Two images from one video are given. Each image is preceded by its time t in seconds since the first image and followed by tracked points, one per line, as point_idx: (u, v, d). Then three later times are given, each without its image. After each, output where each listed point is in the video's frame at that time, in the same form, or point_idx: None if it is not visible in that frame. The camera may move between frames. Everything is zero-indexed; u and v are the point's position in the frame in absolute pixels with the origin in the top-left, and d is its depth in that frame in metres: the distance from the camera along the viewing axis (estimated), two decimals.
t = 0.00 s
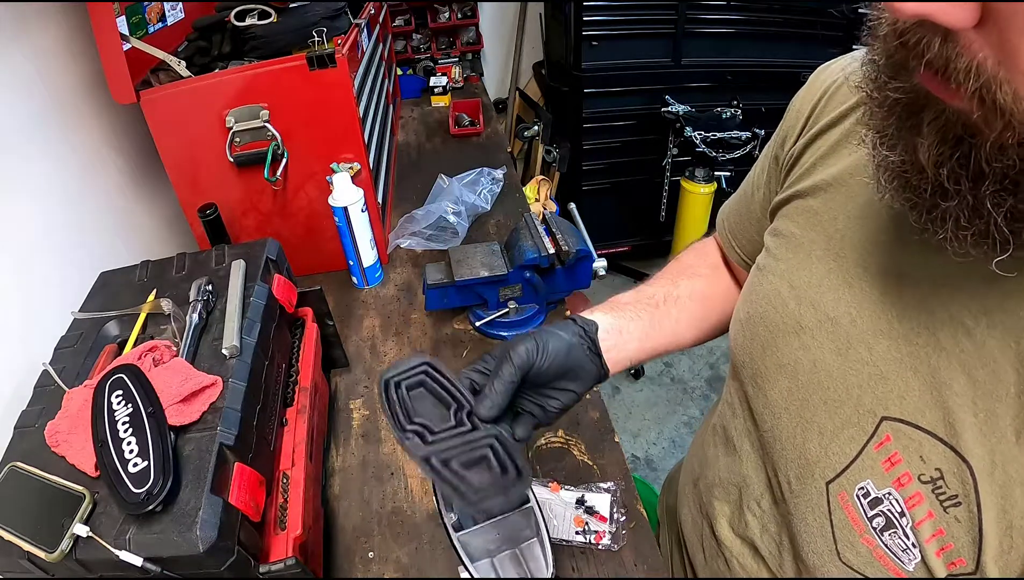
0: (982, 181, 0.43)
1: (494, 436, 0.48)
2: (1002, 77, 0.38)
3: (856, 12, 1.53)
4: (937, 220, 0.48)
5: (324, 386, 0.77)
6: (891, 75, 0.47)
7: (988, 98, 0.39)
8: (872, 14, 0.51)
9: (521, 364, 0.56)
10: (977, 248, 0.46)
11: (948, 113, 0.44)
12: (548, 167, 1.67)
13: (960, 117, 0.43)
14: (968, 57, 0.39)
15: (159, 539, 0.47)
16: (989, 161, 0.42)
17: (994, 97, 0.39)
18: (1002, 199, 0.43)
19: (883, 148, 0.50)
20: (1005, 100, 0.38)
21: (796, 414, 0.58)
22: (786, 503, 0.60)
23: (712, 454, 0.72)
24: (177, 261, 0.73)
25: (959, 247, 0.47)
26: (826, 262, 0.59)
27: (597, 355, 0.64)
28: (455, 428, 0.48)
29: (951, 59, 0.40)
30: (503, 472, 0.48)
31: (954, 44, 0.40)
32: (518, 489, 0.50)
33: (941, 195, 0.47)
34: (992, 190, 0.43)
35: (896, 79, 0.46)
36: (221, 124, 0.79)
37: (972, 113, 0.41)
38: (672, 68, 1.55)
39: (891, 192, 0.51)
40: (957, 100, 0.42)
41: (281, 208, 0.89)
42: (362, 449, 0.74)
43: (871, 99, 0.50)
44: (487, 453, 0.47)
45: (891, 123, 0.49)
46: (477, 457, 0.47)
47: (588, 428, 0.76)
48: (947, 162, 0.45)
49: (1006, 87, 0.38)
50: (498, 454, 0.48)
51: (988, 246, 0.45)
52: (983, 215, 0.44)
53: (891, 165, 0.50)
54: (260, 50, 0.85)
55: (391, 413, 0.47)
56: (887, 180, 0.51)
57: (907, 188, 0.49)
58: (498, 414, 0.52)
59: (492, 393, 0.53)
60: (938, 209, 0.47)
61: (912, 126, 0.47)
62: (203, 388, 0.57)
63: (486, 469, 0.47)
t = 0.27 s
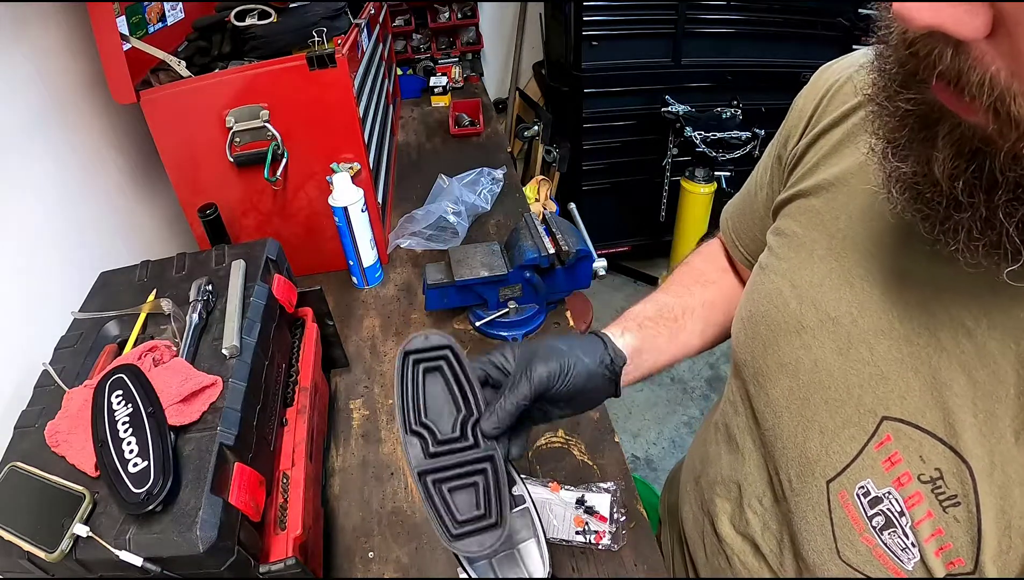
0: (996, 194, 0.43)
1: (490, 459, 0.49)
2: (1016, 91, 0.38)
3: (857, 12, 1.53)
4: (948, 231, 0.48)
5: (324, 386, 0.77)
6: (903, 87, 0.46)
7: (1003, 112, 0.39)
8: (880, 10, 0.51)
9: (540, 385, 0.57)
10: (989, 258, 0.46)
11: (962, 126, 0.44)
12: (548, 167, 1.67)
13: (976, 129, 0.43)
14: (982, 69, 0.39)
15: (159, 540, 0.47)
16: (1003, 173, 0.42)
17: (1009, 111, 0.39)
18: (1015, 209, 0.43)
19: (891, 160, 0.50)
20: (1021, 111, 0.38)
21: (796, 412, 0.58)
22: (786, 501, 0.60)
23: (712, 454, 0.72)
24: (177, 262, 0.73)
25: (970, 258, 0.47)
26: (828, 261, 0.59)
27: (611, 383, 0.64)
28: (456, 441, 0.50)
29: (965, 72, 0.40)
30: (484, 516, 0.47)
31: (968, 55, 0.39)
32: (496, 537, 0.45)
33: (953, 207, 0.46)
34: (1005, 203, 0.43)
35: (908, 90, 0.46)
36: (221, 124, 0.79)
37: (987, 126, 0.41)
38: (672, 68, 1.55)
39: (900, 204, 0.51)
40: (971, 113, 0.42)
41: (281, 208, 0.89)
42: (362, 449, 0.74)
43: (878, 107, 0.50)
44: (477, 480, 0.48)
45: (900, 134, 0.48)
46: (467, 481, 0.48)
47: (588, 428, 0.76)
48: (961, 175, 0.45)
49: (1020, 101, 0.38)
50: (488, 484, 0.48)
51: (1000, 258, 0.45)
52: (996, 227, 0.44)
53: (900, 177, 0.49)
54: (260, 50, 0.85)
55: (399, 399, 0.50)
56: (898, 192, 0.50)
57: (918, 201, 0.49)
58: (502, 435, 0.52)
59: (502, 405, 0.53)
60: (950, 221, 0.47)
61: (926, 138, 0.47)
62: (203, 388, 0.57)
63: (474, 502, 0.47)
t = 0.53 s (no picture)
0: (1002, 198, 0.43)
1: (499, 468, 0.50)
2: None
3: (856, 12, 1.53)
4: (954, 233, 0.48)
5: (324, 386, 0.77)
6: (907, 90, 0.46)
7: (1013, 118, 0.39)
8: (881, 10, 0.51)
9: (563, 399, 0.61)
10: (995, 262, 0.46)
11: (969, 128, 0.43)
12: (548, 167, 1.67)
13: (981, 132, 0.43)
14: (992, 79, 0.39)
15: (159, 539, 0.47)
16: (1009, 179, 0.42)
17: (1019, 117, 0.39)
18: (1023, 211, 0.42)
19: (896, 162, 0.50)
20: None
21: (799, 410, 0.58)
22: (788, 499, 0.60)
23: (714, 450, 0.72)
24: (177, 261, 0.73)
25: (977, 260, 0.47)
26: (832, 261, 0.59)
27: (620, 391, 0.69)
28: (470, 448, 0.50)
29: (975, 81, 0.40)
30: (492, 525, 0.47)
31: (978, 66, 0.40)
32: (500, 544, 0.46)
33: (958, 210, 0.46)
34: (1011, 208, 0.43)
35: (913, 94, 0.46)
36: (221, 123, 0.78)
37: (994, 133, 0.41)
38: (672, 68, 1.55)
39: (905, 206, 0.51)
40: (978, 117, 0.42)
41: (281, 208, 0.89)
42: (362, 449, 0.74)
43: (882, 110, 0.50)
44: (486, 489, 0.49)
45: (904, 138, 0.48)
46: (478, 490, 0.48)
47: (588, 428, 0.76)
48: (968, 178, 0.44)
49: None
50: (497, 491, 0.48)
51: (1006, 260, 0.45)
52: (1002, 231, 0.44)
53: (906, 179, 0.49)
54: (260, 50, 0.85)
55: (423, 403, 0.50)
56: (903, 195, 0.50)
57: (924, 203, 0.49)
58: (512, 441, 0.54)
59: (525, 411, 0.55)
60: (957, 224, 0.47)
61: (933, 140, 0.46)
62: (203, 388, 0.57)
63: (482, 509, 0.48)
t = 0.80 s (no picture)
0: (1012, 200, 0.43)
1: (482, 440, 0.52)
2: None
3: (856, 12, 1.53)
4: (964, 234, 0.47)
5: (324, 386, 0.77)
6: (916, 95, 0.47)
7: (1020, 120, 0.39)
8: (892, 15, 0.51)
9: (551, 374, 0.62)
10: (1004, 263, 0.45)
11: (977, 131, 0.44)
12: (548, 167, 1.67)
13: (989, 135, 0.43)
14: (1001, 81, 0.39)
15: (159, 540, 0.47)
16: (1017, 181, 0.42)
17: None
18: None
19: (905, 164, 0.50)
20: None
21: (802, 409, 0.58)
22: (790, 497, 0.60)
23: (717, 447, 0.72)
24: (177, 261, 0.73)
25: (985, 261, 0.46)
26: (836, 260, 0.59)
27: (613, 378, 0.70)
28: (452, 415, 0.52)
29: (984, 83, 0.40)
30: (473, 500, 0.48)
31: (987, 67, 0.40)
32: (483, 521, 0.47)
33: (968, 212, 0.46)
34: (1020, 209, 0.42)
35: (924, 98, 0.46)
36: (221, 123, 0.78)
37: (1002, 135, 0.41)
38: (672, 68, 1.55)
39: (914, 209, 0.50)
40: (984, 119, 0.42)
41: (281, 208, 0.89)
42: (362, 449, 0.74)
43: (891, 112, 0.50)
44: (468, 460, 0.50)
45: (914, 140, 0.48)
46: (460, 460, 0.50)
47: (587, 428, 0.76)
48: (976, 180, 0.44)
49: None
50: (479, 465, 0.50)
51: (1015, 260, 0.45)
52: (1010, 232, 0.43)
53: (915, 181, 0.49)
54: (261, 50, 0.85)
55: (406, 367, 0.52)
56: (912, 197, 0.50)
57: (932, 204, 0.49)
58: (497, 413, 0.56)
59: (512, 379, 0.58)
60: (965, 224, 0.47)
61: (942, 142, 0.47)
62: (203, 388, 0.57)
63: (463, 486, 0.49)
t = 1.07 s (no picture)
0: (1014, 199, 0.42)
1: (514, 478, 0.53)
2: None
3: (856, 12, 1.53)
4: (965, 233, 0.47)
5: (324, 386, 0.77)
6: (918, 95, 0.47)
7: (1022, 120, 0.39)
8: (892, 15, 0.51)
9: (557, 401, 0.62)
10: (1007, 261, 0.45)
11: (978, 130, 0.44)
12: (548, 167, 1.67)
13: (990, 135, 0.43)
14: (1003, 81, 0.39)
15: (159, 539, 0.48)
16: (1018, 180, 0.42)
17: None
18: None
19: (907, 163, 0.50)
20: None
21: (803, 406, 0.58)
22: (791, 494, 0.60)
23: (717, 445, 0.72)
24: (177, 261, 0.73)
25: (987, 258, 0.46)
26: (837, 257, 0.59)
27: (628, 392, 0.69)
28: (478, 465, 0.53)
29: (987, 84, 0.40)
30: (513, 536, 0.50)
31: (991, 69, 0.40)
32: (529, 555, 0.49)
33: (969, 211, 0.46)
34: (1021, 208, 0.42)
35: (924, 99, 0.46)
36: (221, 123, 0.79)
37: (1004, 134, 0.41)
38: (672, 68, 1.55)
39: (916, 207, 0.50)
40: (987, 120, 0.42)
41: (281, 208, 0.89)
42: (362, 449, 0.74)
43: (892, 111, 0.50)
44: (503, 501, 0.52)
45: (915, 140, 0.48)
46: (494, 503, 0.51)
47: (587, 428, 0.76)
48: (977, 178, 0.44)
49: None
50: (514, 503, 0.52)
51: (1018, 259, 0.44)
52: (1013, 229, 0.43)
53: (915, 180, 0.49)
54: (261, 50, 0.85)
55: (416, 436, 0.52)
56: (913, 196, 0.50)
57: (935, 203, 0.49)
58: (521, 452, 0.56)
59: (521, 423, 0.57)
60: (967, 223, 0.47)
61: (945, 140, 0.47)
62: (203, 388, 0.57)
63: (503, 524, 0.51)
